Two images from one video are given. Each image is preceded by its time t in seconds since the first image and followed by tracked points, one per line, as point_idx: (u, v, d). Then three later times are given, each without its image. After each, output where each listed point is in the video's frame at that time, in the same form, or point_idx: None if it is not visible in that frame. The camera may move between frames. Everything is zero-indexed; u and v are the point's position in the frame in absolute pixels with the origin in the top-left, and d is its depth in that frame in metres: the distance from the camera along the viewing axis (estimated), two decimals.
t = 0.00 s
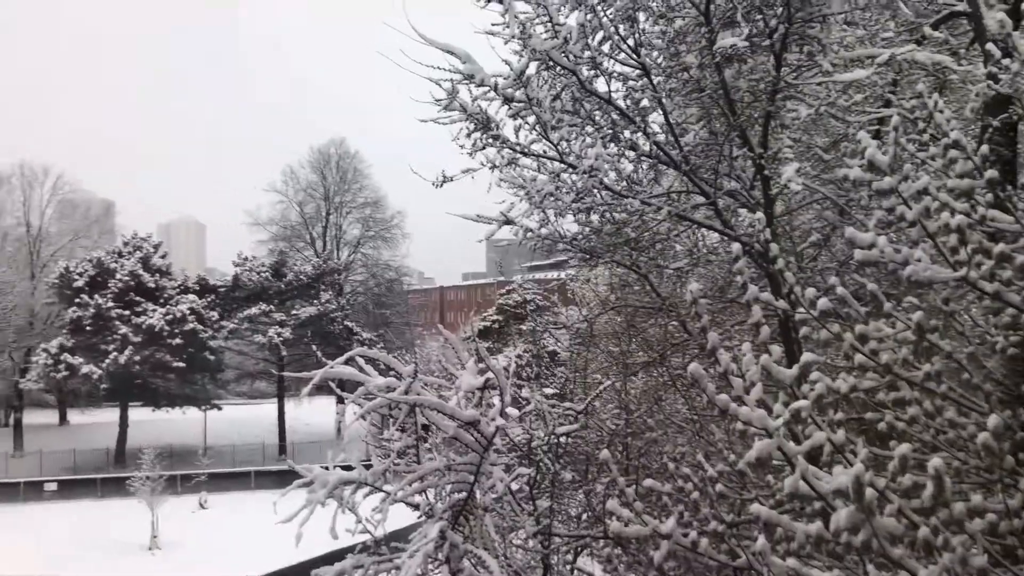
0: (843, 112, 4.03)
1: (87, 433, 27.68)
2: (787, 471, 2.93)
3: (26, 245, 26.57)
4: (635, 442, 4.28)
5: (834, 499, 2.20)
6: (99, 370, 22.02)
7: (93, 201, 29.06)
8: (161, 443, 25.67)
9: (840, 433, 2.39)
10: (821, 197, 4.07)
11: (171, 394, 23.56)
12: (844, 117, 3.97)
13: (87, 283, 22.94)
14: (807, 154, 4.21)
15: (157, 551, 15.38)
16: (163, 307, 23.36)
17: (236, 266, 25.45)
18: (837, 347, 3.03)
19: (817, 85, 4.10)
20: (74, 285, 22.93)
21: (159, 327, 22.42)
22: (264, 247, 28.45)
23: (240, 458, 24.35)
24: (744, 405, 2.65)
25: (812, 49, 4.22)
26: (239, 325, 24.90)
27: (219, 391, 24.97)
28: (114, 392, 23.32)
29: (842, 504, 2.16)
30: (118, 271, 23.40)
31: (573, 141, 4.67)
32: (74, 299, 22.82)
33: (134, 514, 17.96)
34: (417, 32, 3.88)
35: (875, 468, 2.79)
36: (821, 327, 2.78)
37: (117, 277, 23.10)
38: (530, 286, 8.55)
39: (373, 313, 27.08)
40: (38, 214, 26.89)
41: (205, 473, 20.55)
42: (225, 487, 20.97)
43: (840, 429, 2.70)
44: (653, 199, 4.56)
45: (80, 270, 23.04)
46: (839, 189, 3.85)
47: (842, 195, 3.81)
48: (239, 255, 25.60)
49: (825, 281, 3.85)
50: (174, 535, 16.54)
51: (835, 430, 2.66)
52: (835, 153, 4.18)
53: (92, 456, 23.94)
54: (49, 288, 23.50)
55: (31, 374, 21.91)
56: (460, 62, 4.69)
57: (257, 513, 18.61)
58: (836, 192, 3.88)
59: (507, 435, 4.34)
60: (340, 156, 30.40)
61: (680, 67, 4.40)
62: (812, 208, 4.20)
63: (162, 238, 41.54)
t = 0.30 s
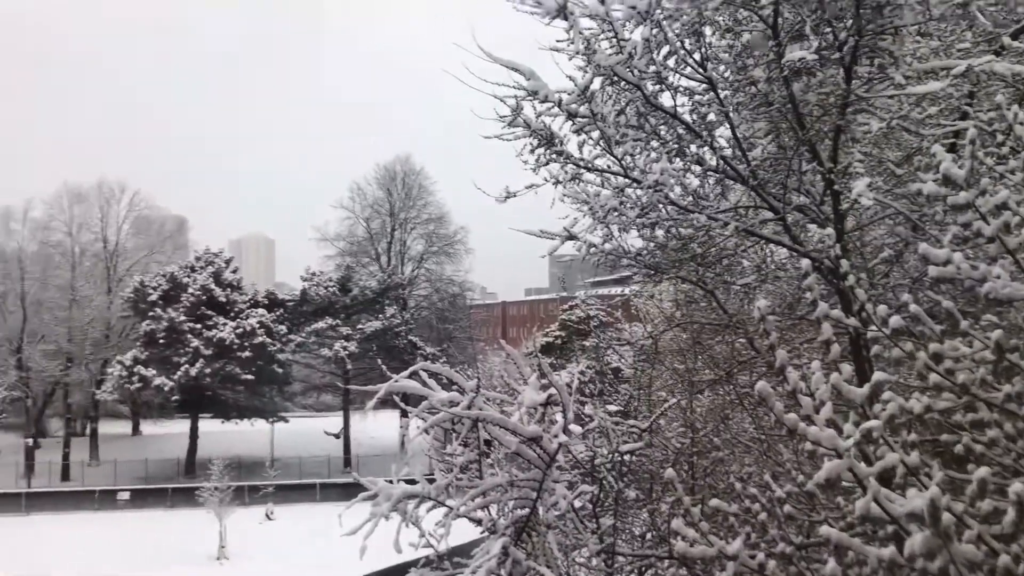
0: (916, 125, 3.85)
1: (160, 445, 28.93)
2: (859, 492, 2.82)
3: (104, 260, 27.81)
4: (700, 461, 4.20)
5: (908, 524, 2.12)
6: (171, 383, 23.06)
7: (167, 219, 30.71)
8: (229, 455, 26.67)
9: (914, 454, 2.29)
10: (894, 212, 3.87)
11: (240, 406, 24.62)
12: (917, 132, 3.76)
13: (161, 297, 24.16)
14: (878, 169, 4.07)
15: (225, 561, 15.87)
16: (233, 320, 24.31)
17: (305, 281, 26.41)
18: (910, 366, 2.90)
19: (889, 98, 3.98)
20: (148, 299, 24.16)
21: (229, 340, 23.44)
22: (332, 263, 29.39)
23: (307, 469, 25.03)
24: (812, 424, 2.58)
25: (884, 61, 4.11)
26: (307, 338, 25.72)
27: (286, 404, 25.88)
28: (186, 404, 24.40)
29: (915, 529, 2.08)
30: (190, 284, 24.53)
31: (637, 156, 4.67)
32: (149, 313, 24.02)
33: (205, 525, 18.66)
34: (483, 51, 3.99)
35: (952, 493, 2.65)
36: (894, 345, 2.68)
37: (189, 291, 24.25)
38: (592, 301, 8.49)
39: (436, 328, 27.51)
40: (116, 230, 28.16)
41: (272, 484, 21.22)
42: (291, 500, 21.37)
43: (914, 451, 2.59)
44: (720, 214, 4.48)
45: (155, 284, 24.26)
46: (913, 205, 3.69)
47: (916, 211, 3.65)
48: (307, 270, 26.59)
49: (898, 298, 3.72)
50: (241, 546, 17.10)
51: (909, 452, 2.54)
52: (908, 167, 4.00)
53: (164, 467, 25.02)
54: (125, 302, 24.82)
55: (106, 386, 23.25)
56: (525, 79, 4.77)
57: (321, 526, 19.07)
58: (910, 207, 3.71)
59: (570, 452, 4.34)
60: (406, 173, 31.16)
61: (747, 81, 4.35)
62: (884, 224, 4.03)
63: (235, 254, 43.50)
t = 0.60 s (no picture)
0: (1014, 137, 3.65)
1: (245, 456, 30.27)
2: (955, 519, 2.68)
3: (194, 273, 30.01)
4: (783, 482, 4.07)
5: (1008, 553, 2.02)
6: (258, 394, 23.91)
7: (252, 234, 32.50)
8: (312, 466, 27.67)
9: (1014, 481, 2.18)
10: (991, 226, 3.64)
11: (323, 417, 25.39)
12: (1016, 144, 3.60)
13: (248, 310, 25.25)
14: (971, 182, 3.93)
15: (306, 569, 16.44)
16: (316, 333, 25.18)
17: (386, 295, 27.26)
18: (1008, 387, 2.75)
19: (984, 110, 3.76)
20: (236, 312, 25.31)
21: (313, 352, 24.33)
22: (413, 277, 30.17)
23: (387, 480, 25.61)
24: (900, 445, 2.49)
25: (977, 72, 3.87)
26: (387, 351, 26.40)
27: (367, 416, 26.60)
28: (269, 415, 25.30)
29: (1016, 559, 1.99)
30: (276, 297, 25.45)
31: (720, 170, 4.61)
32: (237, 325, 25.14)
33: (289, 534, 19.45)
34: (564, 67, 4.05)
35: None
36: (989, 365, 2.56)
37: (275, 303, 25.17)
38: (669, 317, 8.36)
39: (514, 342, 27.75)
40: (207, 244, 30.38)
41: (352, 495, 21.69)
42: (370, 510, 21.81)
43: (1014, 478, 2.45)
44: (805, 229, 4.35)
45: (243, 298, 25.34)
46: (1012, 219, 3.48)
47: (1015, 226, 3.42)
48: (389, 284, 27.43)
49: (994, 317, 3.53)
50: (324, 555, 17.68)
51: (1009, 479, 2.41)
52: (1007, 180, 3.81)
53: (249, 476, 26.14)
54: (216, 315, 26.06)
55: (196, 395, 24.66)
56: (605, 94, 4.82)
57: (399, 538, 19.46)
58: (1008, 223, 3.50)
59: (649, 471, 4.29)
60: (485, 189, 31.69)
61: (833, 94, 4.21)
62: (979, 240, 3.81)
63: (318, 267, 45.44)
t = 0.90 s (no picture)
0: None
1: (301, 458, 31.08)
2: (1021, 534, 2.60)
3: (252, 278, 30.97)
4: (840, 490, 3.98)
5: None
6: (312, 396, 24.37)
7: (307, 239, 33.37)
8: (365, 468, 28.23)
9: None
10: None
11: (376, 420, 25.84)
12: None
13: (303, 314, 25.69)
14: None
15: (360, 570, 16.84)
16: (370, 337, 25.56)
17: (438, 300, 27.61)
18: None
19: None
20: (292, 315, 25.81)
21: (367, 356, 24.74)
22: (465, 282, 30.44)
23: (439, 483, 25.89)
24: (963, 456, 2.42)
25: None
26: (439, 355, 26.71)
27: (418, 420, 26.95)
28: (324, 418, 25.85)
29: None
30: (331, 301, 25.78)
31: (775, 175, 4.57)
32: (293, 328, 25.65)
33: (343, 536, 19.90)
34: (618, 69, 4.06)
35: None
36: None
37: (330, 308, 25.52)
38: (720, 322, 8.26)
39: (565, 348, 27.71)
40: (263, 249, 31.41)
41: (404, 499, 21.92)
42: (423, 514, 22.07)
43: None
44: (864, 236, 4.23)
45: (298, 301, 25.75)
46: None
47: None
48: (441, 289, 27.79)
49: None
50: (376, 557, 18.00)
51: None
52: None
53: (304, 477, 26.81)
54: (272, 318, 26.72)
55: (252, 398, 24.93)
56: (659, 98, 4.81)
57: (449, 542, 19.63)
58: None
59: (703, 478, 4.24)
60: (536, 194, 31.73)
61: (892, 96, 4.16)
62: None
63: (372, 273, 46.30)
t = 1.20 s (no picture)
0: None
1: (362, 457, 31.85)
2: None
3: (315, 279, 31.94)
4: (909, 499, 3.86)
5: None
6: (373, 396, 24.80)
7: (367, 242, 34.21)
8: (425, 468, 28.70)
9: None
10: None
11: (436, 420, 26.24)
12: None
13: (365, 315, 26.29)
14: None
15: (418, 569, 17.15)
16: (430, 339, 25.96)
17: (496, 302, 27.83)
18: None
19: None
20: (353, 316, 26.39)
21: (426, 357, 25.12)
22: (523, 284, 30.57)
23: (497, 484, 26.05)
24: None
25: None
26: (498, 357, 26.94)
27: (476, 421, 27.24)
28: (384, 419, 26.37)
29: None
30: (391, 303, 26.31)
31: (840, 176, 4.48)
32: (354, 329, 26.26)
33: (403, 535, 20.30)
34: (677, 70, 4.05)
35: None
36: None
37: (391, 309, 26.05)
38: (782, 326, 8.07)
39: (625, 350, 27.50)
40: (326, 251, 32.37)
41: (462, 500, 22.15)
42: (481, 515, 22.25)
43: None
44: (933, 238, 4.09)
45: (360, 302, 26.36)
46: None
47: None
48: (499, 291, 28.03)
49: None
50: (435, 557, 18.31)
51: None
52: None
53: (365, 476, 27.47)
54: (335, 319, 27.41)
55: (315, 397, 25.54)
56: (721, 98, 4.77)
57: (507, 543, 19.78)
58: None
59: (765, 484, 4.17)
60: (595, 196, 31.54)
61: (964, 94, 4.11)
62: None
63: (431, 275, 46.99)
